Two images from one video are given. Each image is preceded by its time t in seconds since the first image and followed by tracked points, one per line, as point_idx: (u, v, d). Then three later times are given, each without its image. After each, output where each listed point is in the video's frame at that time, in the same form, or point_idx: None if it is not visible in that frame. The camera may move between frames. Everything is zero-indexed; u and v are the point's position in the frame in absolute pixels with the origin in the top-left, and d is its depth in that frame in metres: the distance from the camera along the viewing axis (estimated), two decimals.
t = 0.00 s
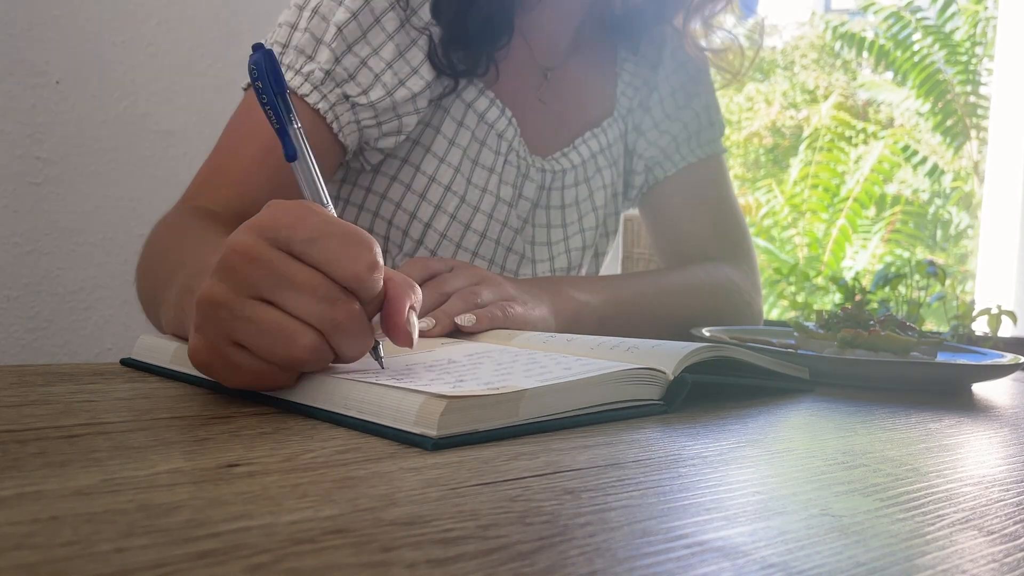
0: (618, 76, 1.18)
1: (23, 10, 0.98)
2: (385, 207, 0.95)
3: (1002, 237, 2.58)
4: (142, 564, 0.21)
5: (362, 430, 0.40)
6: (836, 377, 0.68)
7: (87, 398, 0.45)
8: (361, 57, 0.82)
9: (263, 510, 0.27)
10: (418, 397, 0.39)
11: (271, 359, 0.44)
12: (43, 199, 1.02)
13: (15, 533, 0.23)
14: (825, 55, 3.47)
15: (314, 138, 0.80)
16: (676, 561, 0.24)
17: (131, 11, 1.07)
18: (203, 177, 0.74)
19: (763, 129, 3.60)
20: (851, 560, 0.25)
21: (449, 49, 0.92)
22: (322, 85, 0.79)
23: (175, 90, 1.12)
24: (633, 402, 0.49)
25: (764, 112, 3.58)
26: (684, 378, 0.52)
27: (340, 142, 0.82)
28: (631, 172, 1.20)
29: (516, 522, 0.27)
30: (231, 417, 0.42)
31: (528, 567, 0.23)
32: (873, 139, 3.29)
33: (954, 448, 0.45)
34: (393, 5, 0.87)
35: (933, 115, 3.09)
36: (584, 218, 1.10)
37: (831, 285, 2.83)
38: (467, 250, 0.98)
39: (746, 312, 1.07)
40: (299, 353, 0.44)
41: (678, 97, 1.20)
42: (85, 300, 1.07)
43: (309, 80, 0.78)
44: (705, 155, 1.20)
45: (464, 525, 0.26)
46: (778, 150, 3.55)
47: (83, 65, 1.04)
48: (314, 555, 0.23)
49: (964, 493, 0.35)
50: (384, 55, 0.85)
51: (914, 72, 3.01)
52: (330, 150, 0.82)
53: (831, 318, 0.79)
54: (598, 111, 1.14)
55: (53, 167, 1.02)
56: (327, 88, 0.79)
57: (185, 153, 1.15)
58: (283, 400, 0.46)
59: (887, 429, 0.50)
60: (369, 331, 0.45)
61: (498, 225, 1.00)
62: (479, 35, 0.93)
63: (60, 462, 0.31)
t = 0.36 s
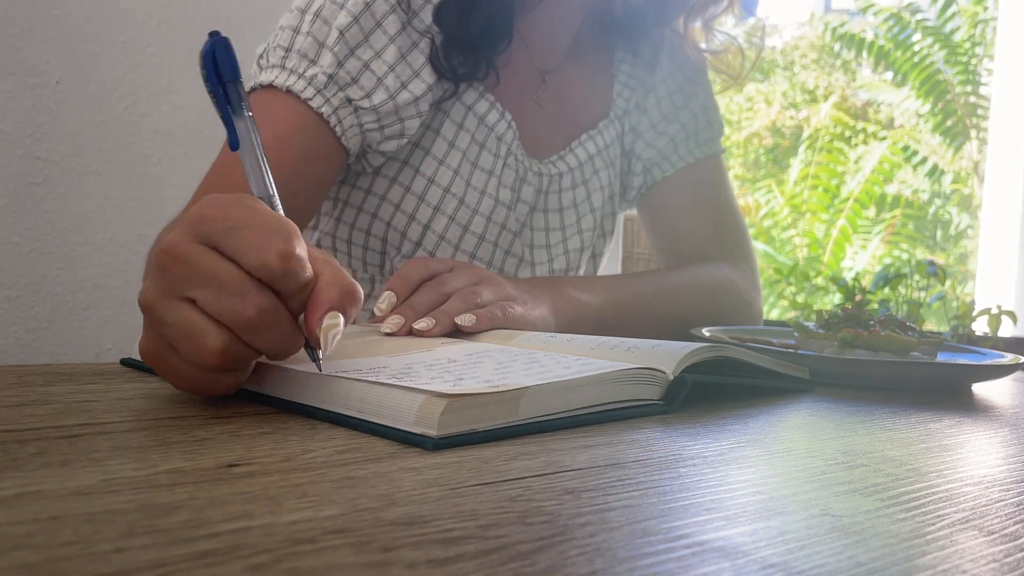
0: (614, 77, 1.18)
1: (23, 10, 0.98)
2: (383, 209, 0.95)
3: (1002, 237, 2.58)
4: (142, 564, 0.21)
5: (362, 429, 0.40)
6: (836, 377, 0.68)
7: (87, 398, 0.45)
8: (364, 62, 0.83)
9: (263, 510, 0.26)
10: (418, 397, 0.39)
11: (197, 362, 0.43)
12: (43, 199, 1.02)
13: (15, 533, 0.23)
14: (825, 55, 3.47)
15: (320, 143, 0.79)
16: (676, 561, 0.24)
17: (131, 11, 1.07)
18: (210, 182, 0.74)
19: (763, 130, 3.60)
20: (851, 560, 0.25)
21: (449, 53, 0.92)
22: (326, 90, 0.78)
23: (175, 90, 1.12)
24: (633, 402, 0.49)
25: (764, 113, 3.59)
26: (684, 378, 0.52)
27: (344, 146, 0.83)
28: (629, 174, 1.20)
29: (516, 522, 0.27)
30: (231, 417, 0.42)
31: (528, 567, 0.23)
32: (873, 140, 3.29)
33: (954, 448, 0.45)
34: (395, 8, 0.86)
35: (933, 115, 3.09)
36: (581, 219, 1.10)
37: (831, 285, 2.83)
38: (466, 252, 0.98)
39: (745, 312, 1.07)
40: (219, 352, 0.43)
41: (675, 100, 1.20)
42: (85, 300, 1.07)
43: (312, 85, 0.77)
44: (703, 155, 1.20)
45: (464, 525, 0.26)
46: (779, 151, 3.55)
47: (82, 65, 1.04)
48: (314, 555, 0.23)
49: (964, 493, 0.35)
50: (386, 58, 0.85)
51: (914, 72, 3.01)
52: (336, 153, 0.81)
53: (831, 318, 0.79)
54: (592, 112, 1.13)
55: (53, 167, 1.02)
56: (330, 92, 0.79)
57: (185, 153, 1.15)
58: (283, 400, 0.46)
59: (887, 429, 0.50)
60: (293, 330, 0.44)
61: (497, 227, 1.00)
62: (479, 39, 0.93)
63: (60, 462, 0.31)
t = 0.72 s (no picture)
0: (612, 76, 1.18)
1: (23, 10, 0.98)
2: (379, 211, 0.95)
3: (1001, 237, 2.58)
4: (143, 563, 0.21)
5: (362, 428, 0.40)
6: (836, 377, 0.68)
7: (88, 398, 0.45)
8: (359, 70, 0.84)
9: (263, 510, 0.27)
10: (418, 396, 0.39)
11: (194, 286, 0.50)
12: (43, 199, 1.02)
13: (17, 533, 0.23)
14: (825, 55, 3.49)
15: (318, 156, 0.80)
16: (676, 560, 0.24)
17: (131, 11, 1.07)
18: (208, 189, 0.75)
19: (764, 129, 3.60)
20: (851, 560, 0.25)
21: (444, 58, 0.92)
22: (323, 101, 0.79)
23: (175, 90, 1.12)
24: (633, 402, 0.49)
25: (764, 113, 3.60)
26: (684, 378, 0.52)
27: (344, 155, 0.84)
28: (627, 174, 1.20)
29: (516, 522, 0.27)
30: (231, 417, 0.42)
31: (528, 566, 0.23)
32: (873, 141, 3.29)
33: (953, 448, 0.45)
34: (388, 13, 0.87)
35: (933, 115, 3.09)
36: (579, 220, 1.09)
37: (831, 285, 2.84)
38: (462, 253, 0.98)
39: (745, 313, 1.07)
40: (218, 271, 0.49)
41: (674, 101, 1.20)
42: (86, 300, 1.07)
43: (309, 97, 0.78)
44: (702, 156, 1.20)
45: (464, 525, 0.26)
46: (779, 150, 3.56)
47: (82, 66, 1.04)
48: (314, 554, 0.23)
49: (963, 492, 0.35)
50: (382, 65, 0.86)
51: (914, 72, 3.01)
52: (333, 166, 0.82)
53: (831, 317, 0.79)
54: (590, 112, 1.13)
55: (53, 167, 1.02)
56: (327, 104, 0.79)
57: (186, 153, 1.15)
58: (283, 400, 0.46)
59: (887, 429, 0.50)
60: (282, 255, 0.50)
61: (492, 229, 0.99)
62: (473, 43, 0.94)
63: (61, 462, 0.31)
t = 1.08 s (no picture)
0: (608, 78, 1.18)
1: (23, 10, 0.98)
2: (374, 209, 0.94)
3: (1002, 237, 2.58)
4: (143, 563, 0.21)
5: (362, 428, 0.40)
6: (836, 377, 0.68)
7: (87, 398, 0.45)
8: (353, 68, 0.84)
9: (263, 509, 0.27)
10: (418, 396, 0.39)
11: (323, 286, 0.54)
12: (43, 199, 1.02)
13: (16, 532, 0.23)
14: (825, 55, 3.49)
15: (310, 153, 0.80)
16: (677, 561, 0.24)
17: (132, 11, 1.07)
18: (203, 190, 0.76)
19: (767, 129, 3.60)
20: (850, 560, 0.25)
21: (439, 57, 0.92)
22: (316, 98, 0.79)
23: (175, 90, 1.12)
24: (632, 402, 0.49)
25: (767, 112, 3.60)
26: (684, 378, 0.52)
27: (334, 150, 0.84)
28: (625, 176, 1.21)
29: (516, 522, 0.27)
30: (232, 416, 0.42)
31: (528, 566, 0.23)
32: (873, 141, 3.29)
33: (953, 448, 0.45)
34: (384, 10, 0.87)
35: (933, 115, 3.09)
36: (574, 220, 1.09)
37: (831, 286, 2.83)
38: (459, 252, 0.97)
39: (746, 313, 1.07)
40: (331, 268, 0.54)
41: (670, 104, 1.21)
42: (86, 301, 1.07)
43: (303, 93, 0.78)
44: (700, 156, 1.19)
45: (464, 525, 0.26)
46: (781, 150, 3.56)
47: (83, 66, 1.04)
48: (314, 554, 0.23)
49: (963, 493, 0.35)
50: (376, 62, 0.85)
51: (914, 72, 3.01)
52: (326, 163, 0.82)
53: (831, 317, 0.78)
54: (586, 113, 1.13)
55: (53, 167, 1.02)
56: (320, 101, 0.80)
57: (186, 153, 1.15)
58: (283, 399, 0.46)
59: (887, 429, 0.50)
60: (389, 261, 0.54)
61: (486, 226, 1.00)
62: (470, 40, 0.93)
63: (61, 462, 0.31)
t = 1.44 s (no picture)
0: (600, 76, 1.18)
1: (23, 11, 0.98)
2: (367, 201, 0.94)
3: (1002, 238, 2.58)
4: (143, 563, 0.21)
5: (361, 428, 0.40)
6: (835, 377, 0.68)
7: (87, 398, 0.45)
8: (338, 51, 0.88)
9: (263, 509, 0.27)
10: (418, 396, 0.39)
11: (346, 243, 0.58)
12: (43, 199, 1.02)
13: (16, 532, 0.23)
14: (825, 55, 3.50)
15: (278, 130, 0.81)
16: (676, 561, 0.24)
17: (131, 11, 1.07)
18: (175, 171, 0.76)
19: (768, 130, 3.60)
20: (850, 560, 0.25)
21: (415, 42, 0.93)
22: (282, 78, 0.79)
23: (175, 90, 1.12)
24: (631, 402, 0.49)
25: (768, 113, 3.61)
26: (684, 378, 0.52)
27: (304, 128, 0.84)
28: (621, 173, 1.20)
29: (516, 522, 0.27)
30: (232, 416, 0.42)
31: (527, 566, 0.23)
32: (873, 141, 3.29)
33: (954, 448, 0.45)
34: None
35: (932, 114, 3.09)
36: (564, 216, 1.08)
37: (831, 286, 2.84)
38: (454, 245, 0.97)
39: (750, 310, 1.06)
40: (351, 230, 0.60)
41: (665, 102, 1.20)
42: (86, 301, 1.07)
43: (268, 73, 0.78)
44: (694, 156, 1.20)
45: (463, 525, 0.26)
46: (782, 151, 3.56)
47: (82, 66, 1.04)
48: (313, 554, 0.23)
49: (963, 492, 0.35)
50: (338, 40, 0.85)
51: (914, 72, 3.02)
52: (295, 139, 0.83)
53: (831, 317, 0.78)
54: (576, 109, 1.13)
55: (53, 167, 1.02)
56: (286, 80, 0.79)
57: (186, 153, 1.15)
58: (283, 399, 0.46)
59: (887, 429, 0.50)
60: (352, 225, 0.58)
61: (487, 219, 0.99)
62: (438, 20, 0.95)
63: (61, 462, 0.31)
